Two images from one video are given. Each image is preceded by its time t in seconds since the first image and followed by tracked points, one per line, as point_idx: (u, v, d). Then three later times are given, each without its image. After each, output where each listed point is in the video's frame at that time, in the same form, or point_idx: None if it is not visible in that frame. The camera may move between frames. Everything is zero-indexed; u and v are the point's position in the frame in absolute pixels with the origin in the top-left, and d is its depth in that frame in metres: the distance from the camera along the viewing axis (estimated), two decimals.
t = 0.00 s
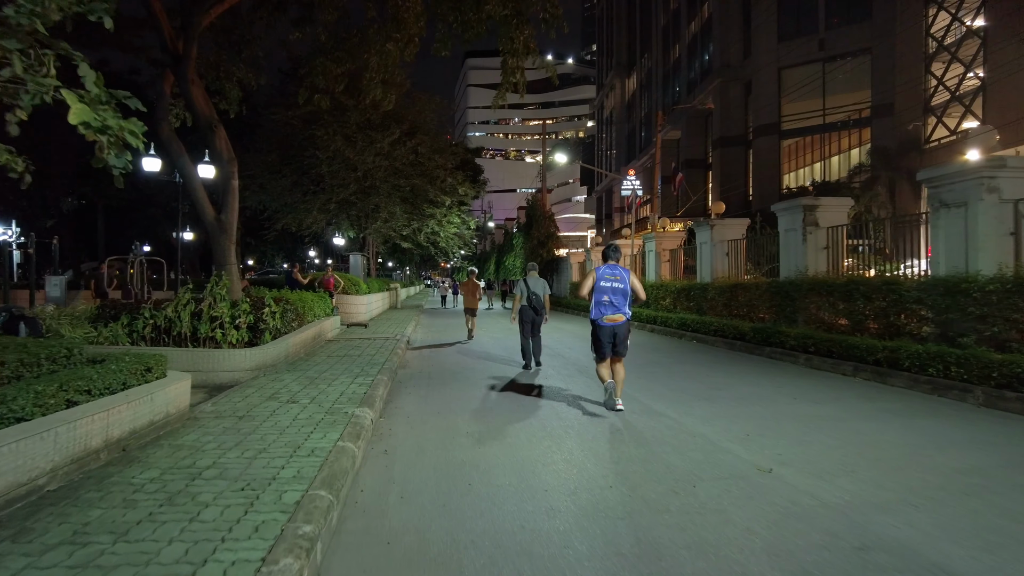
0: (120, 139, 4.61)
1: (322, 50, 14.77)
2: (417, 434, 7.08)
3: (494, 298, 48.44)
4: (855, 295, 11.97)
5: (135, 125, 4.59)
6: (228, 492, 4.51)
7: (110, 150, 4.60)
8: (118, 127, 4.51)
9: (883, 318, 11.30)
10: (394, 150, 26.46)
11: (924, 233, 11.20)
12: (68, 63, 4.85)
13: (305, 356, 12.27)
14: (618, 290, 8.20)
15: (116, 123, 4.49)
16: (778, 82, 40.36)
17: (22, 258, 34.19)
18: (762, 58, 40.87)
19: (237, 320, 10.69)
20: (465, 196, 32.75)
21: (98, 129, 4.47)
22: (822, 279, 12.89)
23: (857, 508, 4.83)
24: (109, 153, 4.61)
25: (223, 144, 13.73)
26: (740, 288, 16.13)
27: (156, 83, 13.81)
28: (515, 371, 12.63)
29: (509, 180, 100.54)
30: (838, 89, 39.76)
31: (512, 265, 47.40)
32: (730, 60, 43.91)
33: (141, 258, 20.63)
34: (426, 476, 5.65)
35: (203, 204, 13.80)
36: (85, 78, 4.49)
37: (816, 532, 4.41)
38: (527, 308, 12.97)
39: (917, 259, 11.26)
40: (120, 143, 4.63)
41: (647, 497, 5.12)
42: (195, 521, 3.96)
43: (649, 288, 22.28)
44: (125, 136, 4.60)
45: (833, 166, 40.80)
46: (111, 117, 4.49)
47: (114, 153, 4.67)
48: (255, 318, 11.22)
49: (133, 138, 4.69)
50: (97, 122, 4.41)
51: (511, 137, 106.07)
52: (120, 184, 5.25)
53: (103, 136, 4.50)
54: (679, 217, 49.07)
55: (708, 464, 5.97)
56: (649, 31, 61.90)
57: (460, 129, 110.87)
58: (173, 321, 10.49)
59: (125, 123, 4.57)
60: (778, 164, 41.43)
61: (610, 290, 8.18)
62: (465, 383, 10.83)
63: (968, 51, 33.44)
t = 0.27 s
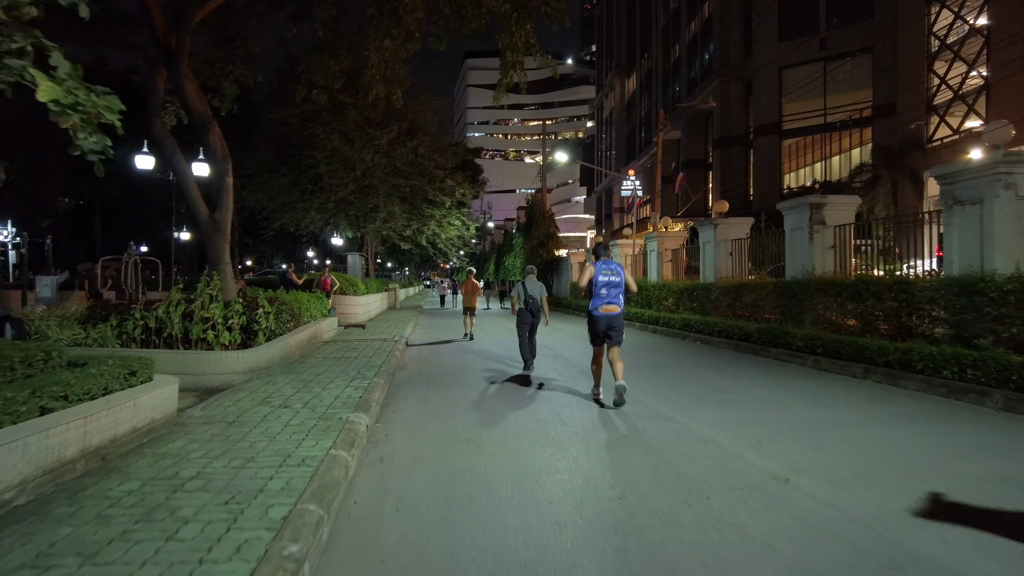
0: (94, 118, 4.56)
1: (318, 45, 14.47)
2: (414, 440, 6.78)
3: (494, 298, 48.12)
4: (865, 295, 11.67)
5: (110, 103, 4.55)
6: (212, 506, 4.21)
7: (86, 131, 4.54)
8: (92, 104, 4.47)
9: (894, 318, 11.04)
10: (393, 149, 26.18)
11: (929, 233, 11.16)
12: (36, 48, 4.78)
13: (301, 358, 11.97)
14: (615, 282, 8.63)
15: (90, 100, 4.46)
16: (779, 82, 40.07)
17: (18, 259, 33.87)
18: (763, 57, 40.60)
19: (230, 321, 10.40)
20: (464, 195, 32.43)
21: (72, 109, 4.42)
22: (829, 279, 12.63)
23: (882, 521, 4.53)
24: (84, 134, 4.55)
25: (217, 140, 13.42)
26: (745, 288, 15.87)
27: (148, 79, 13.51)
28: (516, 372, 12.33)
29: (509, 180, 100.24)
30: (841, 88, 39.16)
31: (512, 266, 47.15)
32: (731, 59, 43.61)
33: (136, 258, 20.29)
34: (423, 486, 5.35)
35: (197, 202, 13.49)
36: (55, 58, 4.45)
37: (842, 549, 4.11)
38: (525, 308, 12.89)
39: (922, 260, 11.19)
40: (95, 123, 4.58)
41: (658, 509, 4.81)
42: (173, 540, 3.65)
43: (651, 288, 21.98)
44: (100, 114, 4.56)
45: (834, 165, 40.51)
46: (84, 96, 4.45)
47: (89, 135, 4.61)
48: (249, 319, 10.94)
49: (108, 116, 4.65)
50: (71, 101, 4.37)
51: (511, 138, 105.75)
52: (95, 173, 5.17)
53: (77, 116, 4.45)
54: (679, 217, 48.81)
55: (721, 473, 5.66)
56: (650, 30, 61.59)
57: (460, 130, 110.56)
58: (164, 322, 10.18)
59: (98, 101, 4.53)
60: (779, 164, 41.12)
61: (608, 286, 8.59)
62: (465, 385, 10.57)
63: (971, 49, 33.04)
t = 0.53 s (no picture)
0: (67, 103, 4.46)
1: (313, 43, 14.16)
2: (413, 450, 6.49)
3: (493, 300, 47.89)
4: (875, 297, 11.38)
5: (83, 87, 4.44)
6: (194, 527, 3.90)
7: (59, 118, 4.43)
8: (64, 88, 4.37)
9: (907, 320, 10.75)
10: (393, 149, 25.90)
11: (937, 231, 10.96)
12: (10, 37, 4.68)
13: (297, 362, 11.67)
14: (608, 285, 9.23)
15: (61, 84, 4.36)
16: (780, 81, 39.79)
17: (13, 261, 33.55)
18: (764, 57, 40.33)
19: (223, 323, 10.10)
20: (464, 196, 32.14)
21: (44, 93, 4.31)
22: (838, 281, 12.34)
23: (914, 541, 4.23)
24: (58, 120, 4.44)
25: (212, 139, 13.11)
26: (750, 289, 15.59)
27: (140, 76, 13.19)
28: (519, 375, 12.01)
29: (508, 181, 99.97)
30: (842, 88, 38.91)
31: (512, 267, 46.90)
32: (731, 59, 43.33)
33: (130, 260, 19.97)
34: (423, 501, 5.05)
35: (191, 203, 13.19)
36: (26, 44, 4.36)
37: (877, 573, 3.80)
38: (524, 308, 12.97)
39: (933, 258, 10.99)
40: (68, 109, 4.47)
41: (672, 527, 4.52)
42: (150, 567, 3.34)
43: (653, 289, 21.72)
44: (73, 99, 4.46)
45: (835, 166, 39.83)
46: (56, 80, 4.35)
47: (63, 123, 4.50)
48: (243, 322, 10.65)
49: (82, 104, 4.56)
50: (42, 84, 4.27)
51: (510, 139, 105.46)
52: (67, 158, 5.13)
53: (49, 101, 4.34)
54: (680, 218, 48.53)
55: (738, 486, 5.36)
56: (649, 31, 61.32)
57: (459, 131, 110.28)
58: (156, 325, 9.86)
59: (71, 86, 4.43)
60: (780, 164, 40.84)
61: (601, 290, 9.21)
62: (466, 389, 10.30)
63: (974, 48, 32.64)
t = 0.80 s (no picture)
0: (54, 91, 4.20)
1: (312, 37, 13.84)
2: (417, 454, 6.20)
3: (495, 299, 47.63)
4: (891, 296, 11.07)
5: (71, 74, 4.18)
6: (183, 542, 3.60)
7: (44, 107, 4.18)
8: (49, 75, 4.11)
9: (924, 320, 10.45)
10: (393, 147, 25.59)
11: (942, 231, 11.14)
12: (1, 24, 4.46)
13: (296, 362, 11.38)
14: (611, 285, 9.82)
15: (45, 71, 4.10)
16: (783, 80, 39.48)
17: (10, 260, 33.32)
18: (766, 55, 40.02)
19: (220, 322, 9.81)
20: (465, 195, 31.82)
21: (26, 80, 4.06)
22: (851, 279, 12.04)
23: (956, 557, 3.94)
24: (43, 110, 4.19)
25: (209, 134, 12.81)
26: (758, 288, 15.30)
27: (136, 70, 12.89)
28: (524, 376, 11.72)
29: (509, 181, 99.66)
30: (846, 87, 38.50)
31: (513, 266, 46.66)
32: (733, 57, 43.00)
33: (128, 258, 19.71)
34: (428, 510, 4.76)
35: (188, 199, 12.90)
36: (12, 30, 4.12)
37: None
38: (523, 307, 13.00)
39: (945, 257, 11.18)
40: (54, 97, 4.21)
41: (695, 539, 4.24)
42: None
43: (658, 288, 21.45)
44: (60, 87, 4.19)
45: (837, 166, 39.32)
46: (39, 66, 4.09)
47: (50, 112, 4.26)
48: (240, 321, 10.37)
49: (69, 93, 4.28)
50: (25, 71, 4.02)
51: (511, 138, 105.13)
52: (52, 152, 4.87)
53: (32, 89, 4.08)
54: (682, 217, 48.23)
55: (761, 494, 5.07)
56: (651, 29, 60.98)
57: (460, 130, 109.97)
58: (150, 324, 9.57)
59: (58, 72, 4.17)
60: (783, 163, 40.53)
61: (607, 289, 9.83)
62: (471, 390, 10.02)
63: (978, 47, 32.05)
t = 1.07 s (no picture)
0: (24, 91, 4.13)
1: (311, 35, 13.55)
2: (423, 465, 5.94)
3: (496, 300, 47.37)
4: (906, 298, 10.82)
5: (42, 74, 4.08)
6: (174, 568, 3.34)
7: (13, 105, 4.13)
8: (20, 76, 4.04)
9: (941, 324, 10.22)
10: (394, 147, 25.32)
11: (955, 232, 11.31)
12: None
13: (296, 366, 11.12)
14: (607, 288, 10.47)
15: (16, 71, 4.01)
16: (785, 81, 39.23)
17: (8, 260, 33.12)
18: (770, 55, 39.74)
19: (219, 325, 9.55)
20: (467, 195, 31.56)
21: None
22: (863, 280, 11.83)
23: None
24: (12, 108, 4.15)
25: (208, 133, 12.55)
26: (766, 290, 15.08)
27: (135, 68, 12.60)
28: (530, 379, 11.46)
29: (509, 181, 99.52)
30: (848, 87, 38.24)
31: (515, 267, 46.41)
32: (735, 57, 42.70)
33: (126, 258, 19.47)
34: (435, 528, 4.51)
35: (186, 199, 12.64)
36: None
37: None
38: (525, 306, 13.25)
39: (954, 258, 11.24)
40: (23, 96, 4.14)
41: (722, 559, 3.99)
42: None
43: (662, 290, 21.22)
44: (30, 88, 4.11)
45: (840, 167, 38.90)
46: (12, 65, 4.02)
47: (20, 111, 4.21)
48: (239, 324, 10.13)
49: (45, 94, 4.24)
50: None
51: (511, 139, 104.91)
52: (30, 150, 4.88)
53: None
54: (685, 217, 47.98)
55: (787, 510, 4.81)
56: (652, 29, 60.68)
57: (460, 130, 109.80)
58: (147, 327, 9.31)
59: (31, 71, 4.08)
60: (786, 164, 40.27)
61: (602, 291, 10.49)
62: (478, 395, 9.79)
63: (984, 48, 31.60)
